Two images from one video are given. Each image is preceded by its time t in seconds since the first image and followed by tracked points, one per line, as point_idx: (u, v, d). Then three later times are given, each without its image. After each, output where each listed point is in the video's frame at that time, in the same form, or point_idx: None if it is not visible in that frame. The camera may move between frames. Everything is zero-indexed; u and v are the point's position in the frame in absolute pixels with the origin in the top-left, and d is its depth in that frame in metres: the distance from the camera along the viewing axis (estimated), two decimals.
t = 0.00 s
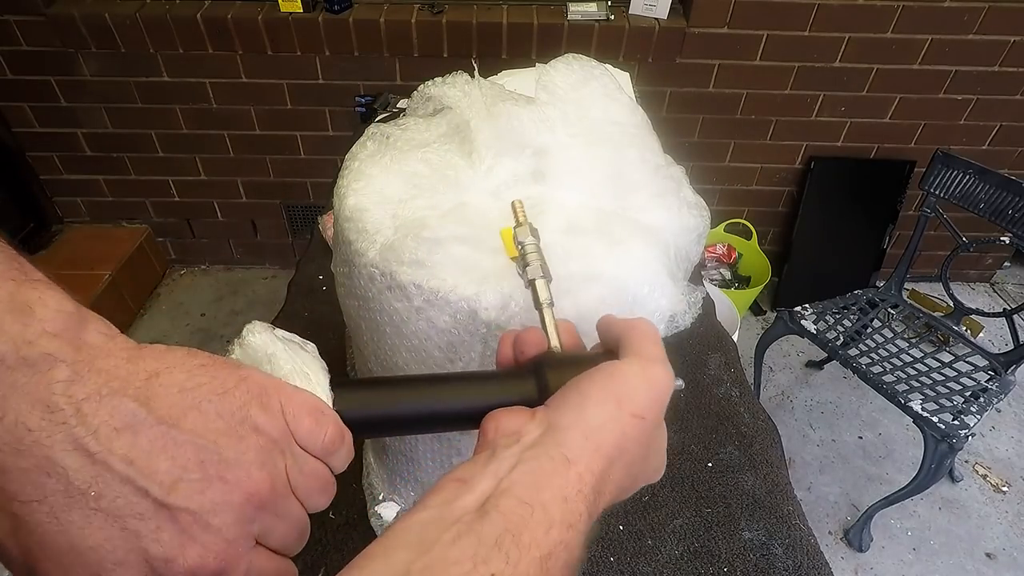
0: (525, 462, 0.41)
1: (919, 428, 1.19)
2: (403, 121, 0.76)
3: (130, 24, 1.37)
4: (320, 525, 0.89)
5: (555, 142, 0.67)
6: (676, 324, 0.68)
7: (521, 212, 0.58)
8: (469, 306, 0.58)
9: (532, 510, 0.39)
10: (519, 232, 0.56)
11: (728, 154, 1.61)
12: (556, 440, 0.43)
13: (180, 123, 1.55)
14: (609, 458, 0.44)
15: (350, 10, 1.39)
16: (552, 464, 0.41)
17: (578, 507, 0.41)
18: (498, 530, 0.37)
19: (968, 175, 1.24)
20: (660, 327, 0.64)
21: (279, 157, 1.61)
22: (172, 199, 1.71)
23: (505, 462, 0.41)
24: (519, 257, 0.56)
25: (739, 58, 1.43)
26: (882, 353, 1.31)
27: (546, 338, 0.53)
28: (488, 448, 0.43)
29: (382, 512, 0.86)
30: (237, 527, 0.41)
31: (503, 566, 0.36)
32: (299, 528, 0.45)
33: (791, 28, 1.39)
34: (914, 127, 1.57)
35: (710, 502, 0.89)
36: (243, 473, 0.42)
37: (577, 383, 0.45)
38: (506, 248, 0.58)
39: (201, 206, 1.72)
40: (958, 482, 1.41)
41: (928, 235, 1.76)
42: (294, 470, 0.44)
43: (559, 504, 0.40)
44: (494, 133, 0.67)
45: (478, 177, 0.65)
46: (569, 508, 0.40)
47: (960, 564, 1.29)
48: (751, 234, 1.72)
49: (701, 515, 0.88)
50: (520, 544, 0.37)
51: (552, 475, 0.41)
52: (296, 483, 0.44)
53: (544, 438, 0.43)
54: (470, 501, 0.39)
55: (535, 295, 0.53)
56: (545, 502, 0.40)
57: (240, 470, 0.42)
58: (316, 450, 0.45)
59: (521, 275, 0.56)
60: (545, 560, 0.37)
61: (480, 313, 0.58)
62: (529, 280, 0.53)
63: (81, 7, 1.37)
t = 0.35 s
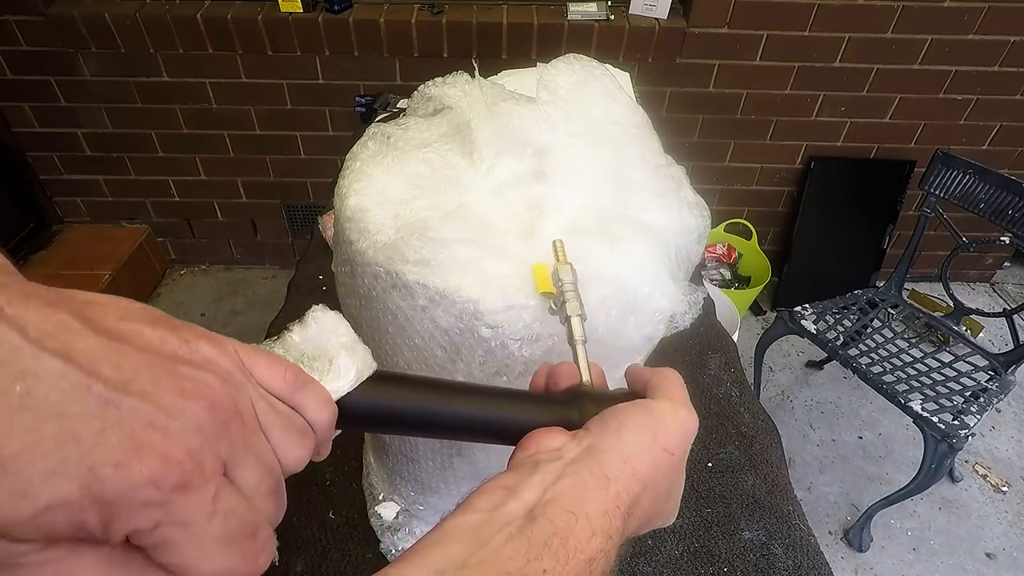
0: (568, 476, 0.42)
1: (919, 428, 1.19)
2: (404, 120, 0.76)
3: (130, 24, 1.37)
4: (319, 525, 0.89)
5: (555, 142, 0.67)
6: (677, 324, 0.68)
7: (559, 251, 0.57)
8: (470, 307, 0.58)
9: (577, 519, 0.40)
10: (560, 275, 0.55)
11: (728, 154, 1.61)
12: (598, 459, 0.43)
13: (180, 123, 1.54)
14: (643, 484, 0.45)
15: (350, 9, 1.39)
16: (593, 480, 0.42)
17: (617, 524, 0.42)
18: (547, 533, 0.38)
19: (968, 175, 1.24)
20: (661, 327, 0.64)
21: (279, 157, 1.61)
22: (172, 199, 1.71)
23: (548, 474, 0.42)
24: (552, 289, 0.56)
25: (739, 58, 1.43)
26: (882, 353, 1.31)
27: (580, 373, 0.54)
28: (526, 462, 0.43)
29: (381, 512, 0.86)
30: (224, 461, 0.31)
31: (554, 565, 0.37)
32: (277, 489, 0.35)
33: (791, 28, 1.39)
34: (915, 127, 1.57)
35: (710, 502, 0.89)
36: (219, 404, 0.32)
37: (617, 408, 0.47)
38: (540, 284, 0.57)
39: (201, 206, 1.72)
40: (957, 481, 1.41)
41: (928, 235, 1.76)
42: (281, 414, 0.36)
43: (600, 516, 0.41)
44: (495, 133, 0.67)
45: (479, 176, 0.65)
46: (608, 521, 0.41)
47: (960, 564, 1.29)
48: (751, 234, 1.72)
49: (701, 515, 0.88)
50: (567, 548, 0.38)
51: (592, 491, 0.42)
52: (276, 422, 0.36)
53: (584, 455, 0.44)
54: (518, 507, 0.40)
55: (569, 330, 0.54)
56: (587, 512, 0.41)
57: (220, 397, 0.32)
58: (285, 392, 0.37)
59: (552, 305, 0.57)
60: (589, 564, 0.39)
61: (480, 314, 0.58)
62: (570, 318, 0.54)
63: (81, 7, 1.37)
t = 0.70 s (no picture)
0: (581, 466, 0.41)
1: (919, 428, 1.19)
2: (403, 120, 0.76)
3: (130, 24, 1.37)
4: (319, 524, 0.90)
5: (555, 142, 0.67)
6: (676, 323, 0.68)
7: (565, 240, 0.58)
8: (470, 306, 0.58)
9: (591, 508, 0.40)
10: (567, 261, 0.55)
11: (728, 154, 1.61)
12: (608, 450, 0.43)
13: (180, 123, 1.54)
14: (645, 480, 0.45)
15: (350, 9, 1.39)
16: (605, 472, 0.42)
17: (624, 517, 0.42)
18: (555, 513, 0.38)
19: (968, 175, 1.24)
20: (662, 326, 0.64)
21: (278, 157, 1.61)
22: (172, 199, 1.71)
23: (561, 462, 0.41)
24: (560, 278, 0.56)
25: (739, 58, 1.43)
26: (882, 353, 1.31)
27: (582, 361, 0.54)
28: (538, 448, 0.43)
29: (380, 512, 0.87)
30: (31, 340, 0.29)
31: (569, 550, 0.37)
32: (123, 392, 0.31)
33: (791, 28, 1.39)
34: (915, 127, 1.57)
35: (710, 502, 0.89)
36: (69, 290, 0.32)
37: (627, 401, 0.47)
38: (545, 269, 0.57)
39: (201, 206, 1.72)
40: (958, 482, 1.41)
41: (928, 235, 1.76)
42: (140, 312, 0.34)
43: (613, 508, 0.41)
44: (495, 133, 0.67)
45: (478, 177, 0.65)
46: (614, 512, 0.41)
47: (960, 564, 1.29)
48: (751, 234, 1.72)
49: (702, 516, 0.88)
50: (581, 537, 0.38)
51: (606, 483, 0.42)
52: (127, 309, 0.33)
53: (596, 446, 0.43)
54: (532, 492, 0.39)
55: (574, 320, 0.54)
56: (600, 503, 0.41)
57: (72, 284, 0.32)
58: (153, 300, 0.36)
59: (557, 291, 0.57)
60: (602, 553, 0.39)
61: (480, 314, 0.58)
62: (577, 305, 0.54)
63: (81, 7, 1.37)
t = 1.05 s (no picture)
0: (551, 451, 0.38)
1: (919, 428, 1.19)
2: (403, 120, 0.76)
3: (130, 24, 1.37)
4: (319, 524, 0.90)
5: (555, 141, 0.67)
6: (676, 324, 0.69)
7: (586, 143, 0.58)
8: (469, 307, 0.58)
9: (556, 504, 0.36)
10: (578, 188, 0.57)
11: (728, 154, 1.61)
12: (588, 430, 0.40)
13: (180, 123, 1.54)
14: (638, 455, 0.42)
15: (350, 10, 1.39)
16: (581, 457, 0.39)
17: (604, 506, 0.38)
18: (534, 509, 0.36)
19: (968, 175, 1.24)
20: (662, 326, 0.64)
21: (278, 157, 1.61)
22: (172, 200, 1.71)
23: (530, 448, 0.38)
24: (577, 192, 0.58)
25: (739, 58, 1.43)
26: (882, 353, 1.31)
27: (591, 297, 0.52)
28: (509, 428, 0.40)
29: (380, 511, 0.87)
30: None
31: (523, 560, 0.33)
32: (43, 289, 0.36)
33: (791, 28, 1.39)
34: (915, 127, 1.57)
35: (710, 503, 0.89)
36: None
37: (629, 363, 0.43)
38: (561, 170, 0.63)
39: (202, 207, 1.72)
40: (958, 481, 1.41)
41: (928, 235, 1.76)
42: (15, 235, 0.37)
43: (585, 501, 0.37)
44: (495, 133, 0.67)
45: (478, 177, 0.65)
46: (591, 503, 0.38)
47: (960, 564, 1.29)
48: (751, 234, 1.72)
49: (701, 516, 0.88)
50: (542, 539, 0.34)
51: (579, 471, 0.38)
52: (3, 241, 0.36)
53: (575, 423, 0.40)
54: (490, 485, 0.36)
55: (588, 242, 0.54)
56: (571, 495, 0.37)
57: None
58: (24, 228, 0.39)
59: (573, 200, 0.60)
60: (566, 559, 0.35)
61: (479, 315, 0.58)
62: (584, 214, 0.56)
63: (81, 7, 1.37)
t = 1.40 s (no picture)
0: (495, 470, 0.39)
1: (918, 428, 1.19)
2: (403, 120, 0.76)
3: (130, 24, 1.37)
4: (320, 523, 0.91)
5: (555, 142, 0.67)
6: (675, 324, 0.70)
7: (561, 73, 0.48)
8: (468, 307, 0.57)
9: (490, 538, 0.38)
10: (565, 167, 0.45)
11: (728, 154, 1.61)
12: (534, 449, 0.39)
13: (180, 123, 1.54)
14: (610, 466, 0.40)
15: (350, 9, 1.39)
16: (524, 479, 0.39)
17: (559, 532, 0.39)
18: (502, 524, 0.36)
19: (967, 175, 1.24)
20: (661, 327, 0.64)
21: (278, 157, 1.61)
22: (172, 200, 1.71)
23: (477, 464, 0.40)
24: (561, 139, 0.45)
25: (739, 58, 1.43)
26: (882, 353, 1.31)
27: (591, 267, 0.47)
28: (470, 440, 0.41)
29: (380, 512, 0.86)
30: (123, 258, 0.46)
31: None
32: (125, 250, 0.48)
33: (791, 28, 1.39)
34: (915, 127, 1.57)
35: (710, 502, 0.89)
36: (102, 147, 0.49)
37: (595, 366, 0.39)
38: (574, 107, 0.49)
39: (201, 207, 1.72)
40: (958, 481, 1.41)
41: (928, 235, 1.76)
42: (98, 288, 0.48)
43: (525, 532, 0.38)
44: (494, 133, 0.67)
45: (478, 177, 0.65)
46: (542, 534, 0.39)
47: (960, 564, 1.29)
48: (751, 234, 1.72)
49: (701, 515, 0.88)
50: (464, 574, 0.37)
51: (520, 496, 0.38)
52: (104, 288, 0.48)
53: (525, 436, 0.40)
54: (431, 510, 0.39)
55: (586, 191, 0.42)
56: (511, 523, 0.38)
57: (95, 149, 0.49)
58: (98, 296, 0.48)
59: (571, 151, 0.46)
60: None
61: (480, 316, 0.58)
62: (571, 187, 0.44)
63: (81, 7, 1.37)
